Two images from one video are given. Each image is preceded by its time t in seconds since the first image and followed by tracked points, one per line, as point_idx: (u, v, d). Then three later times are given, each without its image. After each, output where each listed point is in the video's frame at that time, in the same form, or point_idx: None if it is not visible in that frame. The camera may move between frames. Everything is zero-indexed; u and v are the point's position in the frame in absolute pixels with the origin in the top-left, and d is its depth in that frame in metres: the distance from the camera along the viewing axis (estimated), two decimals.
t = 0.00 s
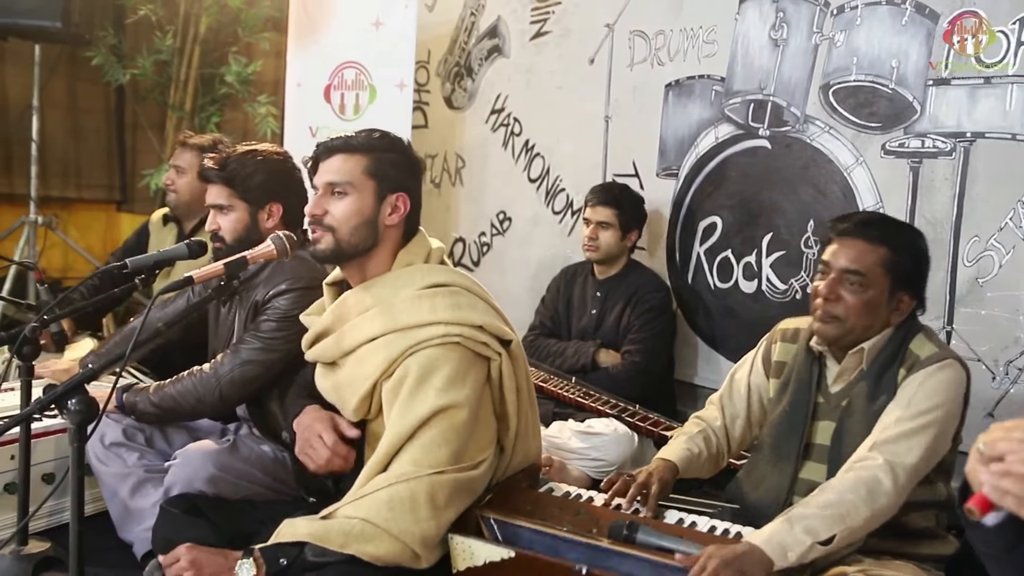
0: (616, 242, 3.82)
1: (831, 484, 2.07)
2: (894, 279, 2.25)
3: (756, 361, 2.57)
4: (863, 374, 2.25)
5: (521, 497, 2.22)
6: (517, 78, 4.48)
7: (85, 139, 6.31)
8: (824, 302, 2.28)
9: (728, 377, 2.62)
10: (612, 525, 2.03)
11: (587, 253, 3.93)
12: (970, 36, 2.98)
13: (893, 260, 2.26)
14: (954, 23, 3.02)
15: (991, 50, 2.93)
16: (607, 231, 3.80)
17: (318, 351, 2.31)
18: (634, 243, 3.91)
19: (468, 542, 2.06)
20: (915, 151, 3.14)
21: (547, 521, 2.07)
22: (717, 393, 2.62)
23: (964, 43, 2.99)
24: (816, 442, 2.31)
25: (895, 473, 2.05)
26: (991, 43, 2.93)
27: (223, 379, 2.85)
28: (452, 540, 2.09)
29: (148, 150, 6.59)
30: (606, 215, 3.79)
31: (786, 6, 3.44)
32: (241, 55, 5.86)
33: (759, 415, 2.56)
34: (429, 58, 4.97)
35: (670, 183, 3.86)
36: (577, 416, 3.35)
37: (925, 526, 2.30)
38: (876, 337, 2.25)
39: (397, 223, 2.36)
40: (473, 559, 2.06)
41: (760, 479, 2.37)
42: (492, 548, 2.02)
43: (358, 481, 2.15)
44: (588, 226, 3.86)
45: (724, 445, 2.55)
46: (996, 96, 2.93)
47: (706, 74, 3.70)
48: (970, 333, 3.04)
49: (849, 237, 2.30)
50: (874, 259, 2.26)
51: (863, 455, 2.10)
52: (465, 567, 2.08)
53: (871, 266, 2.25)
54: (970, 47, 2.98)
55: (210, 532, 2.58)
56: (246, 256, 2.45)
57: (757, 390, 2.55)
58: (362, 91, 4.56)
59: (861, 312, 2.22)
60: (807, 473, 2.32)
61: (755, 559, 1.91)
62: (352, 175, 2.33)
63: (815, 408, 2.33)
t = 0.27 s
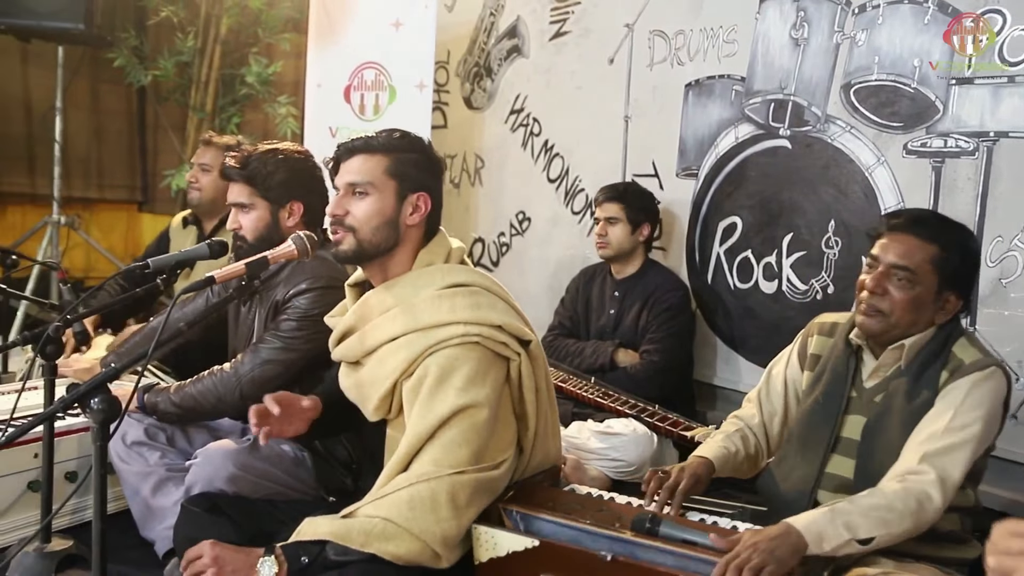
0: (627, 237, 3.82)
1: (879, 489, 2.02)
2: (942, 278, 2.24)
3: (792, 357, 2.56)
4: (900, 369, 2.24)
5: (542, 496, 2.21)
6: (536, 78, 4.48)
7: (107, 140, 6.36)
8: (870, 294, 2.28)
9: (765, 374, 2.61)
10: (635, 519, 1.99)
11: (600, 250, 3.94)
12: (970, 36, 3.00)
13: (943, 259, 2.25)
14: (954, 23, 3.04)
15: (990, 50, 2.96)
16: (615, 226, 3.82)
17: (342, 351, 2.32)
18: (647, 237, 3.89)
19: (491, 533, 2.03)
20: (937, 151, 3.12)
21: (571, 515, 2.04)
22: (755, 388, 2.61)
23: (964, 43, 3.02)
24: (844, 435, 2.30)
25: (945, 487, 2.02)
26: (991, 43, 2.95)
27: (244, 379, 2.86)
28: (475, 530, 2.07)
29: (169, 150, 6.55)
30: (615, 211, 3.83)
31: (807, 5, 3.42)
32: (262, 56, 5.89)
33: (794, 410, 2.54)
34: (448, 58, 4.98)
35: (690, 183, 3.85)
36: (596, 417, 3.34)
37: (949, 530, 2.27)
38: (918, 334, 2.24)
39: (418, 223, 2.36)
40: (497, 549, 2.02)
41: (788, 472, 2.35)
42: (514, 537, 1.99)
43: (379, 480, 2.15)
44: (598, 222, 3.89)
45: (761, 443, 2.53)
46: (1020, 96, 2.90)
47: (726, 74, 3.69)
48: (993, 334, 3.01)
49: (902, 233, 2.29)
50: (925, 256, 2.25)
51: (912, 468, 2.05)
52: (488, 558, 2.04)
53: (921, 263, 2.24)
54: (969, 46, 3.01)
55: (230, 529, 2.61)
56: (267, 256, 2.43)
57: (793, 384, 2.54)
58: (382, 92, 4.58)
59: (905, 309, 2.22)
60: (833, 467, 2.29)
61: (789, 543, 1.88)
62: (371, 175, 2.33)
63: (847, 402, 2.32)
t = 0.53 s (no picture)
0: (635, 238, 3.82)
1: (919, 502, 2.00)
2: (963, 284, 2.21)
3: (809, 358, 2.55)
4: (921, 375, 2.21)
5: (557, 494, 2.17)
6: (553, 78, 4.48)
7: (127, 140, 6.40)
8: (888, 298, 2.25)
9: (781, 375, 2.60)
10: (653, 518, 1.95)
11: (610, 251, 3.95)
12: (970, 36, 3.03)
13: (965, 264, 2.22)
14: (954, 23, 3.06)
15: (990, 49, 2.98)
16: (624, 227, 3.83)
17: (361, 345, 2.26)
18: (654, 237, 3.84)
19: (523, 516, 2.04)
20: (957, 151, 3.10)
21: (589, 515, 2.00)
22: (770, 390, 2.59)
23: (964, 43, 3.04)
24: (865, 440, 2.28)
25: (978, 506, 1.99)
26: (990, 43, 2.98)
27: (264, 377, 2.88)
28: (506, 513, 2.08)
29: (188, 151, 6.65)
30: (622, 212, 3.84)
31: (826, 4, 3.41)
32: (280, 57, 5.91)
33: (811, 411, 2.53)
34: (465, 59, 4.99)
35: (707, 183, 3.84)
36: (613, 417, 3.34)
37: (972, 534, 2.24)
38: (938, 339, 2.21)
39: (429, 219, 2.32)
40: (526, 535, 2.03)
41: (807, 475, 2.35)
42: (545, 521, 2.00)
43: (394, 477, 2.12)
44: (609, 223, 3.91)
45: (777, 443, 2.53)
46: None
47: (744, 73, 3.68)
48: (1014, 335, 2.99)
49: (922, 237, 2.25)
50: (946, 261, 2.21)
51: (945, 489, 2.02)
52: (518, 544, 2.05)
53: (943, 269, 2.21)
54: (969, 47, 3.03)
55: (249, 528, 2.61)
56: (286, 256, 2.44)
57: (808, 386, 2.53)
58: (399, 93, 4.59)
59: (924, 314, 2.19)
60: (852, 471, 2.28)
61: (821, 529, 1.88)
62: (384, 167, 2.31)
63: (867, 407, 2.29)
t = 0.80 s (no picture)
0: (653, 240, 3.81)
1: (906, 496, 1.99)
2: (974, 287, 2.18)
3: (822, 361, 2.53)
4: (933, 381, 2.20)
5: (575, 495, 2.16)
6: (568, 78, 4.48)
7: (144, 140, 6.43)
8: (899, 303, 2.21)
9: (795, 378, 2.58)
10: (666, 526, 1.92)
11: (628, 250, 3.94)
12: (970, 36, 3.05)
13: (976, 267, 2.20)
14: (955, 23, 3.09)
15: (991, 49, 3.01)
16: (643, 228, 3.82)
17: (379, 346, 2.27)
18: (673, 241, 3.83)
19: (515, 549, 1.98)
20: (975, 150, 3.09)
21: (600, 521, 1.99)
22: (784, 395, 2.58)
23: (964, 43, 3.07)
24: (879, 446, 2.26)
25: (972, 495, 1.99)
26: (991, 43, 3.01)
27: (280, 376, 2.89)
28: (500, 546, 2.02)
29: (203, 151, 6.64)
30: (644, 212, 3.83)
31: (842, 3, 3.39)
32: (294, 57, 5.93)
33: (825, 414, 2.51)
34: (480, 59, 4.99)
35: (723, 183, 3.83)
36: (628, 418, 3.34)
37: (990, 537, 2.22)
38: (951, 343, 2.20)
39: (440, 219, 2.31)
40: (523, 564, 1.97)
41: (821, 481, 2.33)
42: (540, 553, 1.94)
43: (411, 476, 2.12)
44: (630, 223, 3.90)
45: (795, 449, 2.51)
46: None
47: (760, 73, 3.66)
48: None
49: (930, 240, 2.22)
50: (957, 263, 2.19)
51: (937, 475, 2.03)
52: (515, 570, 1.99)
53: (952, 272, 2.18)
54: (970, 46, 3.06)
55: (266, 527, 2.62)
56: (302, 256, 2.43)
57: (823, 390, 2.51)
58: (414, 93, 4.59)
59: (937, 319, 2.17)
60: (868, 476, 2.27)
61: (820, 554, 1.84)
62: (394, 167, 2.32)
63: (880, 412, 2.28)
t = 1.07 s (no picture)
0: (681, 244, 3.79)
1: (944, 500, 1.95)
2: (988, 284, 2.16)
3: (835, 361, 2.52)
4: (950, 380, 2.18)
5: (591, 494, 2.15)
6: (585, 78, 4.48)
7: (162, 141, 6.47)
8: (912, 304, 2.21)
9: (807, 377, 2.58)
10: (686, 520, 1.91)
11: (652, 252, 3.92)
12: (970, 36, 3.08)
13: (988, 265, 2.17)
14: (956, 24, 3.12)
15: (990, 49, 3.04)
16: (672, 232, 3.78)
17: (394, 341, 2.26)
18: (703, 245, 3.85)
19: (539, 535, 1.98)
20: (995, 150, 3.07)
21: (620, 515, 1.99)
22: (797, 391, 2.58)
23: (964, 43, 3.10)
24: (896, 446, 2.25)
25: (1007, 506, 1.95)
26: (990, 42, 3.03)
27: (290, 371, 2.90)
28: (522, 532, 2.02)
29: (222, 153, 6.60)
30: (671, 216, 3.78)
31: (861, 2, 3.38)
32: (312, 58, 5.95)
33: (838, 414, 2.50)
34: (497, 59, 5.00)
35: (740, 183, 3.82)
36: (645, 418, 3.34)
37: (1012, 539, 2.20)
38: (967, 342, 2.18)
39: (447, 221, 2.29)
40: (545, 552, 1.96)
41: (837, 482, 2.33)
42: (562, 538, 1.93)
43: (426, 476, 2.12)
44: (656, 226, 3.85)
45: (798, 447, 2.50)
46: None
47: (778, 73, 3.65)
48: None
49: (941, 240, 2.21)
50: (968, 262, 2.17)
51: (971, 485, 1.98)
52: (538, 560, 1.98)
53: (964, 270, 2.17)
54: (969, 46, 3.09)
55: (282, 524, 2.64)
56: (319, 256, 2.42)
57: (835, 390, 2.50)
58: (431, 93, 4.60)
59: (951, 317, 2.15)
60: (885, 477, 2.25)
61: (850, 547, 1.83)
62: (402, 174, 2.31)
63: (896, 413, 2.27)
